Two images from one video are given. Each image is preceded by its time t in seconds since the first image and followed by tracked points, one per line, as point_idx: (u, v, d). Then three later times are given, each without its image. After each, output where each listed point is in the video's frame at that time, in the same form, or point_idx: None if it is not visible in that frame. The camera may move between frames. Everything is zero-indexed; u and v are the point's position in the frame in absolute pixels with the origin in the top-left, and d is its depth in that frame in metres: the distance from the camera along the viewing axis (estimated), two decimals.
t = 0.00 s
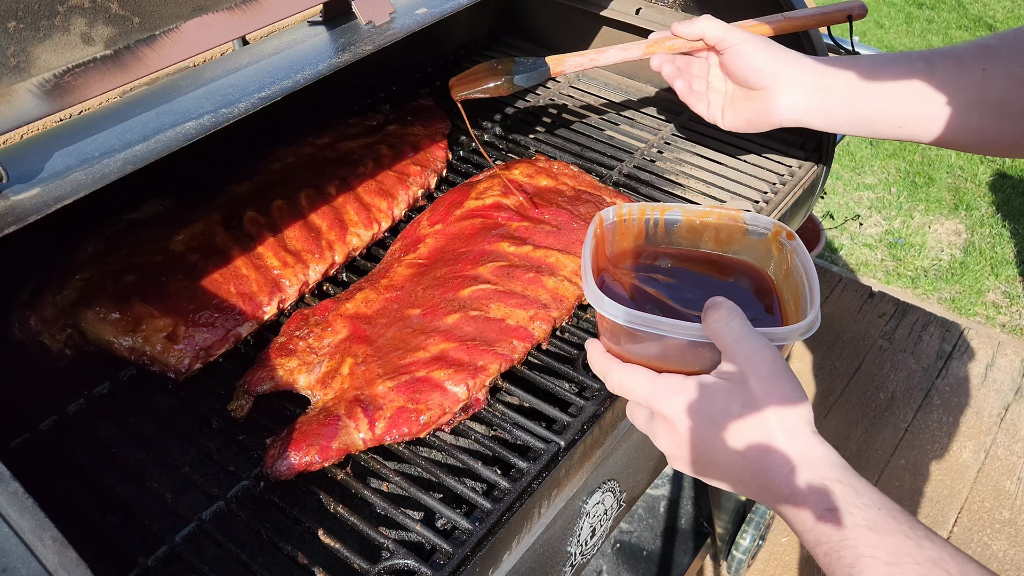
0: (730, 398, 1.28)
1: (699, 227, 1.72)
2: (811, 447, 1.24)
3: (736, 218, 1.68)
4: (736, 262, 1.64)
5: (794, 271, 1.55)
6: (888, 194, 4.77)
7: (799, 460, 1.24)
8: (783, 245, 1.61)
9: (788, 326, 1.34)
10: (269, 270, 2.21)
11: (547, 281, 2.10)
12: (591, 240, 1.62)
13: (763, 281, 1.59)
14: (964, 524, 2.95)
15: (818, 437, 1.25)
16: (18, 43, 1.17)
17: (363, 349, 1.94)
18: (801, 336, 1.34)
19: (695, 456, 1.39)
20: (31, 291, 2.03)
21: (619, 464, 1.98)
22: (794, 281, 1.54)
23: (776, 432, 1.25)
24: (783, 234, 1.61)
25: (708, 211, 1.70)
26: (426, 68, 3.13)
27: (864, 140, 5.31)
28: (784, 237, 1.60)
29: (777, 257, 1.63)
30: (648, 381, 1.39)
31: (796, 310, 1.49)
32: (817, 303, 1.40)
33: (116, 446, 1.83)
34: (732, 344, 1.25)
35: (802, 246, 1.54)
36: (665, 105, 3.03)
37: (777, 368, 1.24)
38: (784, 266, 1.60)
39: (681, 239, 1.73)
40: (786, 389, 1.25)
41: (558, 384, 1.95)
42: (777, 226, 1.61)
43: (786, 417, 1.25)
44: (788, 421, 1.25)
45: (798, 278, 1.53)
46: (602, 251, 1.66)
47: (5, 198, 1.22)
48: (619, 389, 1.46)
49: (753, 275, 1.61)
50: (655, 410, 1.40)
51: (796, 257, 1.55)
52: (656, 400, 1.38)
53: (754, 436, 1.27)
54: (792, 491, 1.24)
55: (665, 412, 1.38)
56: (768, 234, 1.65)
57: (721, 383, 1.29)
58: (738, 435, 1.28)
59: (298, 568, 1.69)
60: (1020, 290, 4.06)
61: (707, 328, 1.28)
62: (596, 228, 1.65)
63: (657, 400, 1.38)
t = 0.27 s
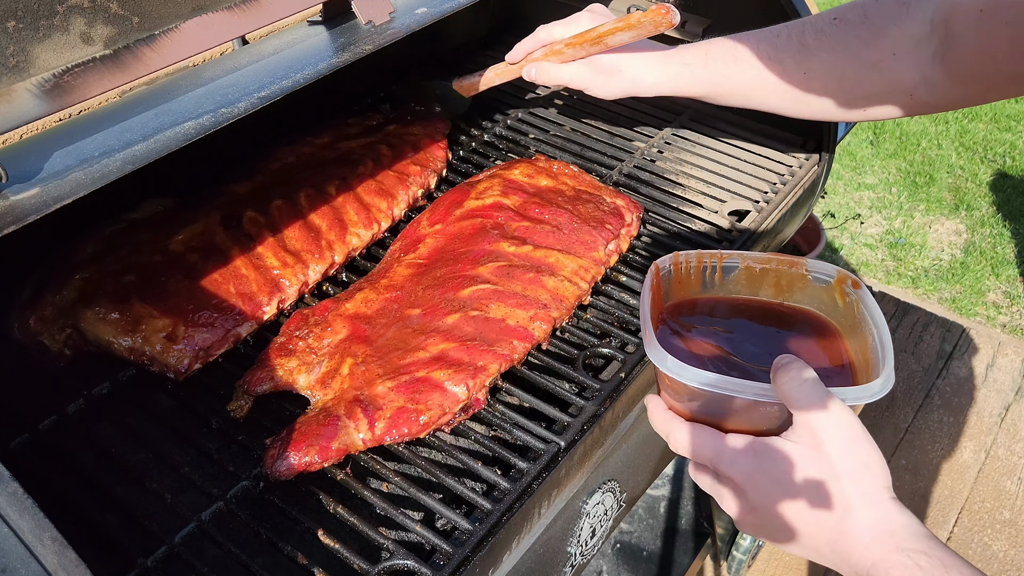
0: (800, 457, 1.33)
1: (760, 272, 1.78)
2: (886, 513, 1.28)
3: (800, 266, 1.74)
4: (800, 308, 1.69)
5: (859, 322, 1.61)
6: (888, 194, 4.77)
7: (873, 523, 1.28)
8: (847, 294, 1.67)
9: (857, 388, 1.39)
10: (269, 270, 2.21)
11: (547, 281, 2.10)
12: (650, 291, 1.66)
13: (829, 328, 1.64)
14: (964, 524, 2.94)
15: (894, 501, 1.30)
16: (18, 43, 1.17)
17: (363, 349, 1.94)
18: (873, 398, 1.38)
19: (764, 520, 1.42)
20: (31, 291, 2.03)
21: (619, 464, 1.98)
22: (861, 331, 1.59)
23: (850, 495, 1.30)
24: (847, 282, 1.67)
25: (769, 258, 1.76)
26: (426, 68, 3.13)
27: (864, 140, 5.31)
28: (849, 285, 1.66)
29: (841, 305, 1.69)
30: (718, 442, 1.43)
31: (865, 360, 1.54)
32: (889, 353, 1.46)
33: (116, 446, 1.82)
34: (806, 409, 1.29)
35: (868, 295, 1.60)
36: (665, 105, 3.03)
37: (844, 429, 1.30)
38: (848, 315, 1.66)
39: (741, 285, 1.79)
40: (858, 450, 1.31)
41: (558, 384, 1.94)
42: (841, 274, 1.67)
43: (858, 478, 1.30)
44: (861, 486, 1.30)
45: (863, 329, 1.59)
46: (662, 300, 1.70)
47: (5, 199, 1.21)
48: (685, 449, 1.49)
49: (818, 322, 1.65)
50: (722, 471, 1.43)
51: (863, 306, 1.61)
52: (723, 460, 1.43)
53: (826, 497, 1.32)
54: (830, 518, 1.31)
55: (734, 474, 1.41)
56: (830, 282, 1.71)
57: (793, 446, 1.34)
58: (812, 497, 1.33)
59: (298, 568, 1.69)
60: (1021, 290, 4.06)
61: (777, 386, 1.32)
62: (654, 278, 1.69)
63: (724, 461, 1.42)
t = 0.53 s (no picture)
0: (837, 485, 1.21)
1: (788, 287, 1.66)
2: (933, 546, 1.15)
3: (830, 279, 1.62)
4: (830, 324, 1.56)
5: (895, 336, 1.48)
6: (888, 194, 4.76)
7: (916, 556, 1.15)
8: (881, 309, 1.54)
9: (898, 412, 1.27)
10: (269, 270, 2.21)
11: (547, 281, 2.10)
12: (673, 309, 1.54)
13: (863, 346, 1.51)
14: (965, 525, 2.94)
15: (939, 531, 1.17)
16: (18, 43, 1.19)
17: (363, 349, 1.93)
18: (914, 421, 1.26)
19: (802, 550, 1.31)
20: (31, 291, 2.03)
21: (620, 465, 1.97)
22: (896, 348, 1.46)
23: (889, 525, 1.18)
24: (881, 296, 1.54)
25: (799, 271, 1.64)
26: (426, 67, 3.13)
27: (864, 139, 5.31)
28: (883, 300, 1.53)
29: (874, 321, 1.55)
30: (745, 470, 1.32)
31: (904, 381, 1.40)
32: (928, 373, 1.33)
33: (115, 446, 1.82)
34: (841, 435, 1.17)
35: (904, 309, 1.48)
36: (666, 105, 3.03)
37: (885, 455, 1.18)
38: (882, 330, 1.52)
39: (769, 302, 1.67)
40: (899, 476, 1.19)
41: (558, 384, 1.94)
42: (874, 287, 1.55)
43: (899, 509, 1.18)
44: (903, 515, 1.18)
45: (901, 346, 1.45)
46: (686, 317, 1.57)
47: (5, 199, 1.21)
48: (714, 475, 1.39)
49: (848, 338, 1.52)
50: (754, 499, 1.32)
51: (898, 321, 1.48)
52: (754, 488, 1.31)
53: (865, 528, 1.20)
54: (873, 552, 1.19)
55: (765, 503, 1.30)
56: (862, 296, 1.59)
57: (827, 473, 1.23)
58: (849, 527, 1.21)
59: (298, 568, 1.69)
60: (1021, 290, 4.05)
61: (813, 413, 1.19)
62: (677, 295, 1.57)
63: (755, 488, 1.30)
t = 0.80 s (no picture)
0: (840, 488, 1.20)
1: (787, 284, 1.66)
2: (935, 550, 1.16)
3: (830, 277, 1.62)
4: (829, 324, 1.56)
5: (895, 336, 1.47)
6: (888, 194, 4.76)
7: (918, 560, 1.16)
8: (882, 309, 1.54)
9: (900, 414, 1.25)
10: (269, 270, 2.21)
11: (547, 281, 2.10)
12: (671, 303, 1.54)
13: (862, 345, 1.51)
14: (965, 525, 2.94)
15: (942, 535, 1.17)
16: (17, 43, 1.19)
17: (363, 349, 1.93)
18: (919, 422, 1.25)
19: (802, 552, 1.30)
20: (31, 291, 2.03)
21: (619, 465, 1.97)
22: (896, 348, 1.46)
23: (892, 529, 1.18)
24: (882, 295, 1.54)
25: (798, 269, 1.64)
26: (426, 68, 3.13)
27: (864, 139, 5.31)
28: (884, 299, 1.53)
29: (875, 320, 1.55)
30: (745, 470, 1.30)
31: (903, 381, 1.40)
32: (931, 372, 1.31)
33: (116, 446, 1.82)
34: (845, 438, 1.16)
35: (905, 309, 1.47)
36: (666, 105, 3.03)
37: (889, 459, 1.18)
38: (882, 331, 1.52)
39: (767, 299, 1.67)
40: (902, 479, 1.19)
41: (558, 384, 1.94)
42: (875, 286, 1.55)
43: (902, 513, 1.18)
44: (906, 519, 1.18)
45: (901, 347, 1.44)
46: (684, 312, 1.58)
47: (4, 199, 1.21)
48: (713, 475, 1.36)
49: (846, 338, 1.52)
50: (755, 501, 1.30)
51: (899, 321, 1.47)
52: (755, 489, 1.29)
53: (867, 530, 1.19)
54: (875, 555, 1.20)
55: (766, 504, 1.29)
56: (863, 295, 1.59)
57: (830, 475, 1.21)
58: (851, 529, 1.21)
59: (298, 568, 1.69)
60: (1021, 290, 4.05)
61: (818, 414, 1.18)
62: (676, 290, 1.56)
63: (757, 489, 1.28)
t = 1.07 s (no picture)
0: (848, 498, 1.20)
1: (783, 279, 1.66)
2: (947, 559, 1.16)
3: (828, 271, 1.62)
4: (826, 320, 1.56)
5: (897, 333, 1.47)
6: (888, 194, 4.77)
7: (932, 570, 1.15)
8: (881, 303, 1.54)
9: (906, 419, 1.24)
10: (269, 270, 2.21)
11: (547, 281, 2.10)
12: (665, 305, 1.54)
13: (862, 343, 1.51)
14: (964, 525, 2.94)
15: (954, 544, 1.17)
16: (18, 43, 1.19)
17: (363, 349, 1.94)
18: (926, 428, 1.23)
19: (808, 563, 1.30)
20: (31, 291, 2.03)
21: (619, 465, 1.97)
22: (897, 344, 1.45)
23: (903, 538, 1.18)
24: (881, 289, 1.54)
25: (794, 263, 1.63)
26: (426, 68, 3.13)
27: (864, 139, 5.31)
28: (883, 294, 1.53)
29: (874, 315, 1.55)
30: (747, 482, 1.31)
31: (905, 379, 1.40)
32: (935, 369, 1.30)
33: (116, 446, 1.82)
34: (853, 447, 1.14)
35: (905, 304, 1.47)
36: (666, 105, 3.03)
37: (898, 469, 1.17)
38: (883, 326, 1.52)
39: (763, 294, 1.67)
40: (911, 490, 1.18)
41: (558, 384, 1.94)
42: (874, 280, 1.54)
43: (912, 522, 1.18)
44: (916, 529, 1.18)
45: (903, 343, 1.44)
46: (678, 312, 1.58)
47: (5, 198, 1.21)
48: (716, 485, 1.36)
49: (845, 336, 1.53)
50: (758, 512, 1.30)
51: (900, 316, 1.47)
52: (759, 500, 1.29)
53: (876, 541, 1.19)
54: (886, 565, 1.20)
55: (770, 516, 1.29)
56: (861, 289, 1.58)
57: (837, 485, 1.21)
58: (860, 539, 1.21)
59: (298, 568, 1.69)
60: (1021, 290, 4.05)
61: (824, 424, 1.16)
62: (669, 291, 1.57)
63: (761, 500, 1.28)
